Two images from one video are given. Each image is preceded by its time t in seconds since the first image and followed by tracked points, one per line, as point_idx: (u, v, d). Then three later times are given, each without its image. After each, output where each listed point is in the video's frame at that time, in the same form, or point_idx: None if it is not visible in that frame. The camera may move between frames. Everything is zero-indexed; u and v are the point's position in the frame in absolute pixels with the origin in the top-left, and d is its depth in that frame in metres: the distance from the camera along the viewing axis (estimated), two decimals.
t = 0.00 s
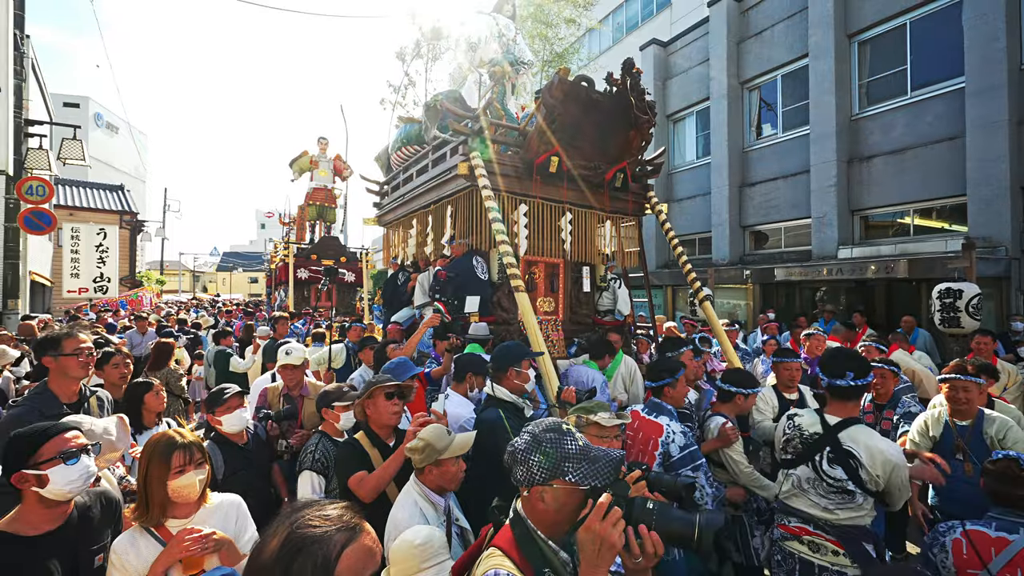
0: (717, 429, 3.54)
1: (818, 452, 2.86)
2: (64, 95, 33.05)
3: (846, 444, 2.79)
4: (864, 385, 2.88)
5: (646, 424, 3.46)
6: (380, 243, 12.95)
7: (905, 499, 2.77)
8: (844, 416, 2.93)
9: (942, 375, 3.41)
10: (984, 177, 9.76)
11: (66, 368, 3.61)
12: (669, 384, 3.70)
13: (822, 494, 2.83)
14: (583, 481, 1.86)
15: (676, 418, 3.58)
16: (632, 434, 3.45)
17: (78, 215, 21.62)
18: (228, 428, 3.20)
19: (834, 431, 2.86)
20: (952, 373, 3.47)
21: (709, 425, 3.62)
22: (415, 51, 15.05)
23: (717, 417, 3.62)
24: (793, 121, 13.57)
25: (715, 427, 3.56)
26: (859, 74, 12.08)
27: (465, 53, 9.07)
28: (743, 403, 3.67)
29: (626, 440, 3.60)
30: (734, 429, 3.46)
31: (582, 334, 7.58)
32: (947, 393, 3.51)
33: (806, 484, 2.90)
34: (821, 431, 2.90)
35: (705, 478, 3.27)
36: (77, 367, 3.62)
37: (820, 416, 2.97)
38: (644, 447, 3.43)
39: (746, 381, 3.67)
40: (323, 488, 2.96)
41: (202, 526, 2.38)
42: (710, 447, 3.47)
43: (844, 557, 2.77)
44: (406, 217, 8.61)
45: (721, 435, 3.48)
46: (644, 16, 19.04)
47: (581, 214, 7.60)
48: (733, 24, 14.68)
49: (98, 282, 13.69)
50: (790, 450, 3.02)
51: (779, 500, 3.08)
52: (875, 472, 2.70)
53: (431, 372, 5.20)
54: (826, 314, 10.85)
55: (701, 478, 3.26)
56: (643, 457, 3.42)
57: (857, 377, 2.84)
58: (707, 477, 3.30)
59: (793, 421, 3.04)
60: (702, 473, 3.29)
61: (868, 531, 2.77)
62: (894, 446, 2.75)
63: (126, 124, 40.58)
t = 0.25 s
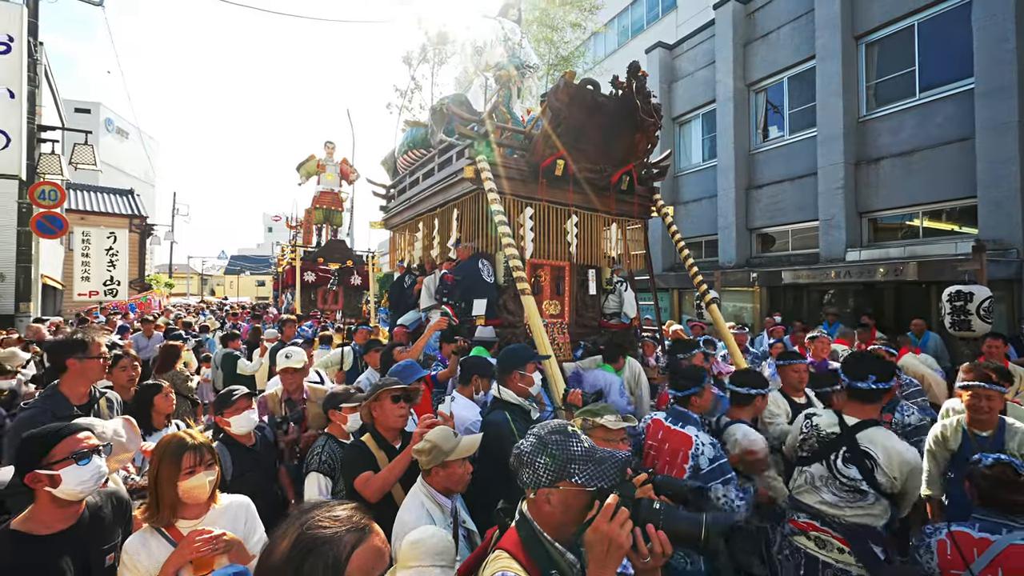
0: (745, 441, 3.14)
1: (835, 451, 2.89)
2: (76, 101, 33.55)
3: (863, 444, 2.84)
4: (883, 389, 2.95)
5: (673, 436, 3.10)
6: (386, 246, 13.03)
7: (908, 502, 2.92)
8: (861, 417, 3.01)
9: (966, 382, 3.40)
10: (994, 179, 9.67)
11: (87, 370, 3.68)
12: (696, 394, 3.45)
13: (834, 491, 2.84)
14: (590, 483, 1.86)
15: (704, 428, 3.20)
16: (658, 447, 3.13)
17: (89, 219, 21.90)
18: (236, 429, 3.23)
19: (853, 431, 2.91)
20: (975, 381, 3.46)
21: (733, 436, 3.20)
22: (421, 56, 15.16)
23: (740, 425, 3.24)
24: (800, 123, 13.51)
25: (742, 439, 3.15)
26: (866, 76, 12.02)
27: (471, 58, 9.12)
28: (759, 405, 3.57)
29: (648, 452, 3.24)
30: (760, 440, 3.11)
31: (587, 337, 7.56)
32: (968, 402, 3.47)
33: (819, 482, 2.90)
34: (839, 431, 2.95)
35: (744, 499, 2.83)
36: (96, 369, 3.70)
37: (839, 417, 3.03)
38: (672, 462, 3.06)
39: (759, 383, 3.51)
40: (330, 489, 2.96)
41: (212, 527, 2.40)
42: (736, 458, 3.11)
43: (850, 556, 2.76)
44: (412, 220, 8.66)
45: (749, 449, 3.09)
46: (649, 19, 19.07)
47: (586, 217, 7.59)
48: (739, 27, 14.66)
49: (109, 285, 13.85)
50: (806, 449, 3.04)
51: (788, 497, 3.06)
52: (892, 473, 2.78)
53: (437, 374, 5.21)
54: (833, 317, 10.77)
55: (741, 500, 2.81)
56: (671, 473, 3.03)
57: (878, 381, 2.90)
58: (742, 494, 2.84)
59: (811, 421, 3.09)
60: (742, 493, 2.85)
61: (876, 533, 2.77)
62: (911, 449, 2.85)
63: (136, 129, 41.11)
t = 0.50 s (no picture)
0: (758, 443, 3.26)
1: (824, 451, 2.86)
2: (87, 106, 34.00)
3: (851, 445, 2.80)
4: (869, 394, 2.98)
5: (694, 441, 3.10)
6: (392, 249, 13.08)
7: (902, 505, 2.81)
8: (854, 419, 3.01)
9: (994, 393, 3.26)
10: (1004, 180, 9.58)
11: (98, 371, 3.72)
12: (720, 396, 3.40)
13: (824, 492, 2.82)
14: (595, 485, 1.86)
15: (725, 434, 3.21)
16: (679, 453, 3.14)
17: (99, 223, 22.16)
18: (241, 431, 3.25)
19: (841, 433, 2.88)
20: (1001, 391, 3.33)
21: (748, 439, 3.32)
22: (427, 60, 15.25)
23: (753, 429, 3.37)
24: (806, 125, 13.45)
25: (755, 440, 3.28)
26: (873, 77, 11.95)
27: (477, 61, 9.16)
28: (769, 409, 3.53)
29: (667, 457, 3.26)
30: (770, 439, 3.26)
31: (593, 340, 7.55)
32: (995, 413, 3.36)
33: (809, 483, 2.89)
34: (828, 433, 2.92)
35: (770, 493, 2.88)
36: (107, 370, 3.74)
37: (830, 420, 3.00)
38: (692, 468, 3.07)
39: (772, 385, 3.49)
40: (336, 492, 3.00)
41: (220, 527, 2.42)
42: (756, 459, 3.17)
43: (840, 558, 2.74)
44: (418, 223, 8.69)
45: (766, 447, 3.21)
46: (654, 22, 19.07)
47: (592, 219, 7.59)
48: (745, 29, 14.63)
49: (118, 288, 14.00)
50: (799, 452, 3.03)
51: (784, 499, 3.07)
52: (880, 473, 2.71)
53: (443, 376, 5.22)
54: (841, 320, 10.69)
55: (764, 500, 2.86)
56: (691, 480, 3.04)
57: (860, 385, 2.93)
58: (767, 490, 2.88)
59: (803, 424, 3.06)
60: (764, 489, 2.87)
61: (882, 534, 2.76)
62: (902, 450, 2.76)
63: (146, 134, 41.59)
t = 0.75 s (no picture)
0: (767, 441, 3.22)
1: (820, 443, 2.88)
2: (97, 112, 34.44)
3: (845, 437, 2.81)
4: (856, 389, 3.00)
5: (711, 444, 3.08)
6: (398, 252, 13.12)
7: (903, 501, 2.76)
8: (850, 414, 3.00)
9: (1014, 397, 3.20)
10: (1015, 182, 9.48)
11: (105, 374, 3.75)
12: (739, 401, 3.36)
13: (819, 483, 2.84)
14: (601, 489, 1.85)
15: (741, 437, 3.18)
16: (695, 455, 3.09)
17: (109, 227, 22.41)
18: (245, 435, 3.26)
19: (835, 425, 2.89)
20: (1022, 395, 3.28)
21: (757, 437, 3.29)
22: (433, 64, 15.32)
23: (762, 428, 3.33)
24: (813, 127, 13.37)
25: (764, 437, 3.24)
26: (881, 79, 11.87)
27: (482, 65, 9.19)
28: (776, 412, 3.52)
29: (682, 460, 3.23)
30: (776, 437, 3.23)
31: (599, 343, 7.53)
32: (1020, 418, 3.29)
33: (807, 475, 2.90)
34: (826, 427, 2.93)
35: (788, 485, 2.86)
36: (114, 372, 3.77)
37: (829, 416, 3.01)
38: (708, 470, 3.04)
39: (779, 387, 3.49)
40: (341, 495, 2.99)
41: (227, 530, 2.43)
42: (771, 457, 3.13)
43: (834, 547, 2.75)
44: (424, 226, 8.71)
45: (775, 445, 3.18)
46: (660, 25, 19.07)
47: (598, 222, 7.57)
48: (750, 31, 14.60)
49: (127, 292, 14.12)
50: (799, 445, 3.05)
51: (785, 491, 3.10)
52: (873, 464, 2.71)
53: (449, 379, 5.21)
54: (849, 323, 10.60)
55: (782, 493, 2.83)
56: (708, 482, 3.00)
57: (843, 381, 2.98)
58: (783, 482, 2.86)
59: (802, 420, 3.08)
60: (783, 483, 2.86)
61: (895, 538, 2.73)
62: (897, 443, 2.74)
63: (155, 139, 42.06)
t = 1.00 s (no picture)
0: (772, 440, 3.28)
1: (832, 445, 2.86)
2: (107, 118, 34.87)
3: (856, 438, 2.79)
4: (863, 391, 2.97)
5: (727, 446, 3.01)
6: (403, 256, 13.16)
7: (926, 506, 2.66)
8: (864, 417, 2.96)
9: None
10: None
11: (110, 375, 3.76)
12: (755, 406, 3.34)
13: (832, 485, 2.82)
14: (606, 493, 1.83)
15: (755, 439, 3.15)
16: (715, 458, 3.02)
17: (119, 231, 22.65)
18: (257, 437, 3.28)
19: (847, 427, 2.86)
20: None
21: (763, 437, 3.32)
22: (438, 68, 15.39)
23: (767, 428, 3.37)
24: (820, 129, 13.29)
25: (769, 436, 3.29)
26: (889, 80, 11.78)
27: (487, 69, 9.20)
28: (782, 415, 3.59)
29: (695, 464, 3.16)
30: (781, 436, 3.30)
31: (604, 346, 7.50)
32: None
33: (820, 478, 2.88)
34: (837, 429, 2.90)
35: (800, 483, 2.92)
36: (120, 373, 3.77)
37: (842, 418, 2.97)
38: (724, 473, 2.95)
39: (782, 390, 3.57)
40: (347, 498, 2.93)
41: (234, 533, 2.43)
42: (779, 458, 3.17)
43: (849, 550, 2.74)
44: (429, 229, 8.73)
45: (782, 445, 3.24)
46: (665, 28, 19.07)
47: (604, 225, 7.56)
48: (756, 33, 14.56)
49: (136, 295, 14.25)
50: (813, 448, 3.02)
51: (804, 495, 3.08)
52: (884, 466, 2.67)
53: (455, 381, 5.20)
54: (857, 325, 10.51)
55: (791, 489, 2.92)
56: (724, 485, 2.92)
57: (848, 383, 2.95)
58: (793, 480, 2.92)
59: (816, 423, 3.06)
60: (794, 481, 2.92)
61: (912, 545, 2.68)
62: (909, 444, 2.68)
63: (164, 144, 42.52)
